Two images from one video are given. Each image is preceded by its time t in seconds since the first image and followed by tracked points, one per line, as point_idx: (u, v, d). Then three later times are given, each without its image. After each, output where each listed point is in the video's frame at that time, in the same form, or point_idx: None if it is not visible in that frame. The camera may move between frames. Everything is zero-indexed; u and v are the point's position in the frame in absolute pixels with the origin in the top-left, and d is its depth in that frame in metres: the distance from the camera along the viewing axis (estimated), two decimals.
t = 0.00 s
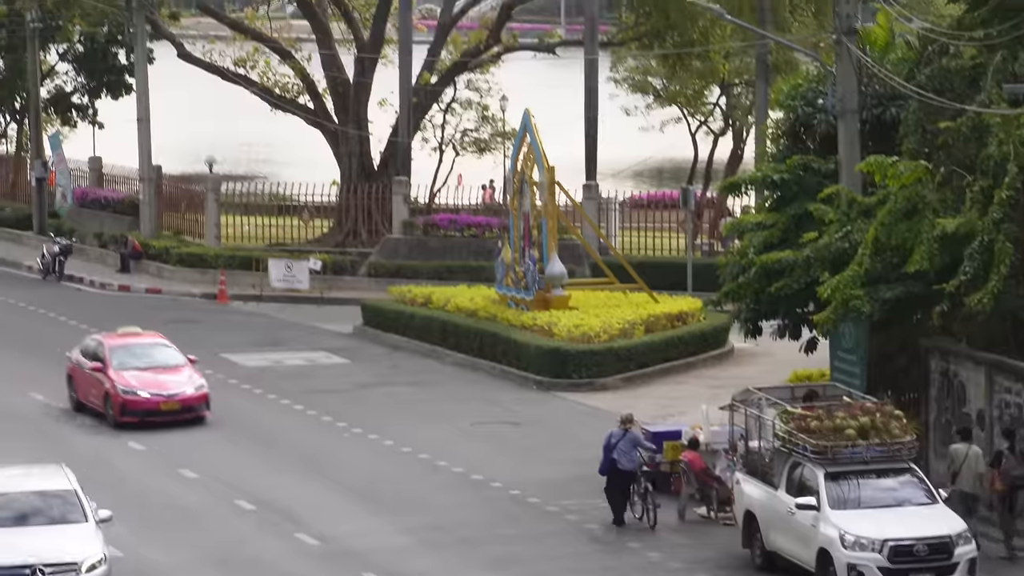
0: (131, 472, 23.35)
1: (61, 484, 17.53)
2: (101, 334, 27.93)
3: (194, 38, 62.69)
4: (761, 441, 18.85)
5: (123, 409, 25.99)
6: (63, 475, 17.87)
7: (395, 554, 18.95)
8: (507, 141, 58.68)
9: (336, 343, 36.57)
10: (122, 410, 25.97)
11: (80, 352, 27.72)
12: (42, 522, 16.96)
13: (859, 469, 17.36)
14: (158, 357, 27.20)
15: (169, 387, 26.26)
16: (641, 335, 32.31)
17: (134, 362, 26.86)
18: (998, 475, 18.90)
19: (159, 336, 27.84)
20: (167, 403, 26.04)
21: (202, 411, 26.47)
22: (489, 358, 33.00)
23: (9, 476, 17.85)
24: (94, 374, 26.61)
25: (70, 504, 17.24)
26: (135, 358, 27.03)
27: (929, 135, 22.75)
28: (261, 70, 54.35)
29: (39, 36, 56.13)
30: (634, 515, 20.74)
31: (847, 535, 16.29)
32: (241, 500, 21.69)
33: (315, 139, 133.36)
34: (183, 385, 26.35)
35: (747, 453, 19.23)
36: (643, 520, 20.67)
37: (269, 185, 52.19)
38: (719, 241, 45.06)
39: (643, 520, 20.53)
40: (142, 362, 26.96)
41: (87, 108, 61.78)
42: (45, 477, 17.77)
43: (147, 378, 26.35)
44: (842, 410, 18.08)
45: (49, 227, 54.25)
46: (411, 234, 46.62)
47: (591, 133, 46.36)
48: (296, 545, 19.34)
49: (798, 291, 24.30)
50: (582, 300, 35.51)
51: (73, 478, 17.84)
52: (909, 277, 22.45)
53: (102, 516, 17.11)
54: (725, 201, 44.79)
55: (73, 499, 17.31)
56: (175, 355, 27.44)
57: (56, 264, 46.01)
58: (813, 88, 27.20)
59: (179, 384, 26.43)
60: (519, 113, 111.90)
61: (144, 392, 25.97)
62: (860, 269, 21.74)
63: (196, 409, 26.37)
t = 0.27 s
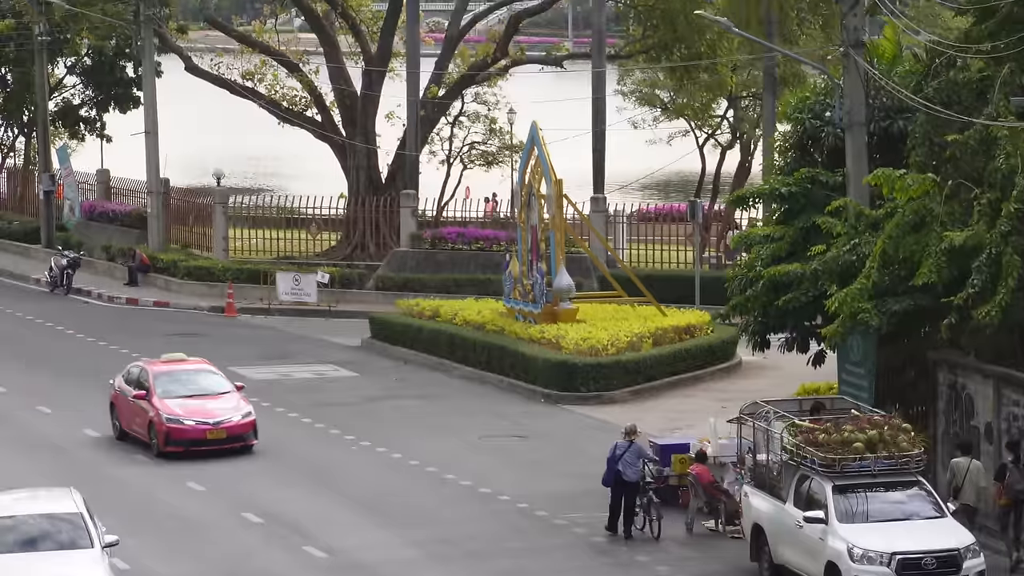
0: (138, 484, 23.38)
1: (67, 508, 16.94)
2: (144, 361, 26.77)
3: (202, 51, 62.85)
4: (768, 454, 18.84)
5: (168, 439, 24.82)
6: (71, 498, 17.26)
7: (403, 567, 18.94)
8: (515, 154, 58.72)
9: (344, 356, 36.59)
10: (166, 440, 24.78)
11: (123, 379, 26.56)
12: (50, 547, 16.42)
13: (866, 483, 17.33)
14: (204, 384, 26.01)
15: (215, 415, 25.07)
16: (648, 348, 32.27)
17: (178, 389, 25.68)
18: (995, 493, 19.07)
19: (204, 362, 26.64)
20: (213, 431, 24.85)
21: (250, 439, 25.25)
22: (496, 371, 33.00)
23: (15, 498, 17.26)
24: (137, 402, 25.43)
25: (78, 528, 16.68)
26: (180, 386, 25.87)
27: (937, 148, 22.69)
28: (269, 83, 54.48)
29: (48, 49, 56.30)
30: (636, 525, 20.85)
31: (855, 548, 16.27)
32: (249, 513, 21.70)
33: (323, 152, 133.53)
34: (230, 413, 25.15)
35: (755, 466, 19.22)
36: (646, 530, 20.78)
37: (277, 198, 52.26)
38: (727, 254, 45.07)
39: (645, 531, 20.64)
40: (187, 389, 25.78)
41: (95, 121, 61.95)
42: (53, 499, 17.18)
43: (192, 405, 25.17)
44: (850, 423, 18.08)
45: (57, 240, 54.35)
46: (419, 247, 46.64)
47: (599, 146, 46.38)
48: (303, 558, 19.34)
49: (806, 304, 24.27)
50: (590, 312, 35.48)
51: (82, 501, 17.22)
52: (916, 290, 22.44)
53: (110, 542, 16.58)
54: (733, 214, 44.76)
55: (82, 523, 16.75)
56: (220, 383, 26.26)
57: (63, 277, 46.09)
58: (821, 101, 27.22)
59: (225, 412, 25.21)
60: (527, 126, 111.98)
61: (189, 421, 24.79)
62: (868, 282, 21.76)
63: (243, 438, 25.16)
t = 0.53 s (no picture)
0: (148, 500, 23.43)
1: (75, 538, 16.16)
2: (195, 392, 25.42)
3: (210, 67, 63.05)
4: (777, 469, 18.89)
5: (221, 474, 23.46)
6: (79, 529, 16.51)
7: None
8: (523, 169, 58.83)
9: (352, 372, 36.68)
10: (220, 474, 23.43)
11: (173, 411, 25.19)
12: None
13: (876, 498, 17.37)
14: (258, 417, 24.64)
15: (270, 449, 23.72)
16: (657, 363, 32.33)
17: (232, 422, 24.32)
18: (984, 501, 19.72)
19: (258, 393, 25.30)
20: (269, 466, 23.50)
21: (307, 474, 23.89)
22: (505, 387, 33.07)
23: (22, 528, 16.60)
24: (189, 435, 24.05)
25: (86, 559, 15.82)
26: (234, 418, 24.50)
27: (945, 163, 22.66)
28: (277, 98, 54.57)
29: (56, 65, 56.55)
30: (640, 538, 21.00)
31: (864, 563, 16.31)
32: (258, 529, 21.75)
33: (331, 167, 133.78)
34: (286, 447, 23.80)
35: (764, 482, 19.26)
36: (650, 543, 20.95)
37: (286, 214, 52.37)
38: (736, 270, 45.14)
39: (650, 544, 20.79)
40: (241, 422, 24.43)
41: (103, 137, 62.15)
42: (60, 529, 16.47)
43: (247, 439, 23.82)
44: (859, 439, 18.13)
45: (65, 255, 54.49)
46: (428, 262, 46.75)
47: (608, 161, 46.50)
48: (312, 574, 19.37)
49: (815, 319, 24.30)
50: (599, 328, 35.55)
51: (88, 531, 16.44)
52: (925, 305, 22.51)
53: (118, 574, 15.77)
54: (742, 229, 44.75)
55: (88, 553, 15.91)
56: (275, 415, 24.89)
57: (72, 293, 46.24)
58: (829, 116, 27.42)
59: (281, 446, 23.85)
60: (536, 141, 112.21)
61: (244, 455, 23.44)
62: (877, 298, 21.84)
63: (300, 473, 23.80)
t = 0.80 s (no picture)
0: (154, 514, 23.44)
1: (74, 562, 16.10)
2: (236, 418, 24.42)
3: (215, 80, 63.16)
4: (783, 482, 18.88)
5: (265, 503, 22.41)
6: (78, 552, 16.45)
7: None
8: (529, 182, 58.84)
9: (358, 384, 36.70)
10: (264, 504, 22.37)
11: (215, 439, 24.17)
12: None
13: (881, 510, 17.38)
14: (303, 443, 23.61)
15: (316, 477, 22.68)
16: (663, 376, 32.33)
17: (276, 449, 23.29)
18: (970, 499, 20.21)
19: (302, 419, 24.27)
20: (315, 495, 22.44)
21: (354, 503, 22.83)
22: (511, 400, 33.08)
23: (22, 552, 16.57)
24: (232, 463, 23.03)
25: None
26: (277, 446, 23.48)
27: (950, 175, 22.78)
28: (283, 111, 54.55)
29: (62, 78, 56.66)
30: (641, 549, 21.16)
31: None
32: (264, 543, 21.75)
33: (337, 180, 133.90)
34: (333, 475, 22.75)
35: (769, 494, 19.27)
36: (651, 553, 21.11)
37: (291, 227, 52.43)
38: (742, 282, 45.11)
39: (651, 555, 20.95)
40: (285, 449, 23.40)
41: (109, 150, 62.27)
42: (60, 552, 16.43)
43: (291, 466, 22.78)
44: (865, 451, 18.14)
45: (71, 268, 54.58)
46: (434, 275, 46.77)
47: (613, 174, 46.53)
48: None
49: (820, 331, 24.30)
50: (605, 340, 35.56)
51: (89, 555, 16.40)
52: (931, 317, 22.51)
53: None
54: (748, 242, 44.69)
55: None
56: (320, 442, 23.86)
57: (77, 306, 46.32)
58: (834, 129, 27.42)
59: (328, 474, 22.80)
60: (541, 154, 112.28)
61: (289, 484, 22.39)
62: (882, 310, 21.85)
63: (347, 502, 22.74)
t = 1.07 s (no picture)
0: (157, 527, 23.42)
1: None
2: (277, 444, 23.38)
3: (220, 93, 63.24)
4: (787, 495, 18.85)
5: (307, 533, 21.33)
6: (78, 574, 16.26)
7: None
8: (533, 195, 58.85)
9: (362, 398, 36.69)
10: (306, 535, 21.30)
11: (254, 466, 23.13)
12: None
13: (886, 523, 17.32)
14: (346, 471, 22.54)
15: (360, 506, 21.61)
16: (667, 389, 32.31)
17: (318, 476, 22.23)
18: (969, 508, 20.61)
19: (344, 446, 23.22)
20: (358, 525, 21.37)
21: (399, 533, 21.74)
22: (515, 412, 33.05)
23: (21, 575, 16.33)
24: (272, 492, 21.96)
25: None
26: (319, 473, 22.42)
27: (954, 188, 22.77)
28: (287, 124, 54.57)
29: (66, 91, 56.74)
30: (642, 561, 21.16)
31: None
32: (268, 556, 21.70)
33: (341, 193, 133.99)
34: (377, 503, 21.68)
35: (774, 506, 19.23)
36: (651, 565, 21.12)
37: (295, 239, 52.46)
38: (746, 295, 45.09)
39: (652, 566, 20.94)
40: (327, 476, 22.35)
41: (113, 163, 62.32)
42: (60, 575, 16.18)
43: (334, 495, 21.72)
44: (869, 464, 18.10)
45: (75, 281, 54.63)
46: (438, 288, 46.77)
47: (617, 186, 46.54)
48: None
49: (825, 344, 24.36)
50: (609, 352, 35.55)
51: None
52: (935, 329, 22.48)
53: None
54: (752, 254, 44.66)
55: None
56: (363, 468, 22.80)
57: (81, 319, 46.34)
58: (838, 141, 27.37)
59: (372, 503, 21.74)
60: (544, 166, 112.38)
61: (332, 514, 21.32)
62: (886, 322, 21.84)
63: (391, 532, 21.67)
